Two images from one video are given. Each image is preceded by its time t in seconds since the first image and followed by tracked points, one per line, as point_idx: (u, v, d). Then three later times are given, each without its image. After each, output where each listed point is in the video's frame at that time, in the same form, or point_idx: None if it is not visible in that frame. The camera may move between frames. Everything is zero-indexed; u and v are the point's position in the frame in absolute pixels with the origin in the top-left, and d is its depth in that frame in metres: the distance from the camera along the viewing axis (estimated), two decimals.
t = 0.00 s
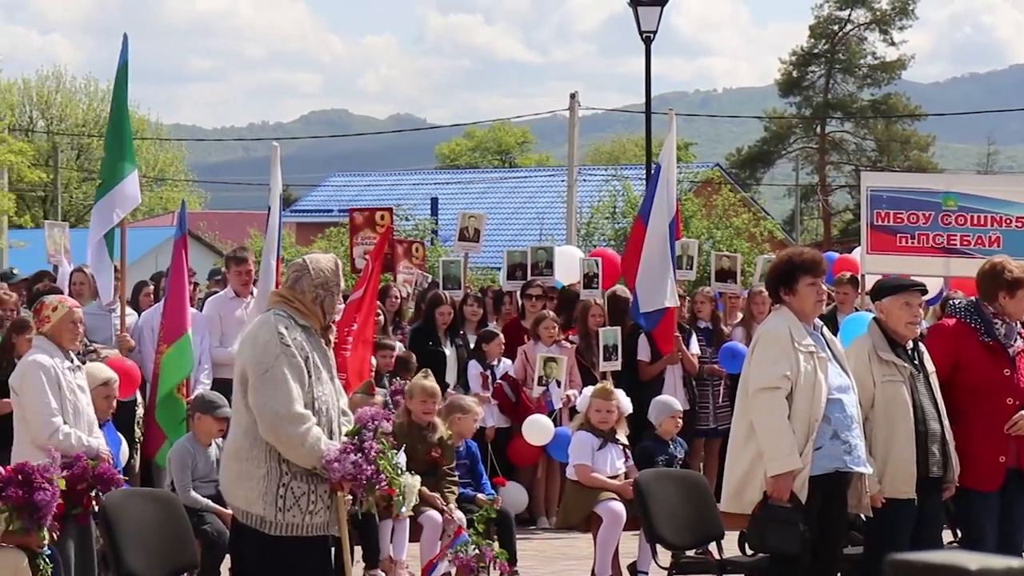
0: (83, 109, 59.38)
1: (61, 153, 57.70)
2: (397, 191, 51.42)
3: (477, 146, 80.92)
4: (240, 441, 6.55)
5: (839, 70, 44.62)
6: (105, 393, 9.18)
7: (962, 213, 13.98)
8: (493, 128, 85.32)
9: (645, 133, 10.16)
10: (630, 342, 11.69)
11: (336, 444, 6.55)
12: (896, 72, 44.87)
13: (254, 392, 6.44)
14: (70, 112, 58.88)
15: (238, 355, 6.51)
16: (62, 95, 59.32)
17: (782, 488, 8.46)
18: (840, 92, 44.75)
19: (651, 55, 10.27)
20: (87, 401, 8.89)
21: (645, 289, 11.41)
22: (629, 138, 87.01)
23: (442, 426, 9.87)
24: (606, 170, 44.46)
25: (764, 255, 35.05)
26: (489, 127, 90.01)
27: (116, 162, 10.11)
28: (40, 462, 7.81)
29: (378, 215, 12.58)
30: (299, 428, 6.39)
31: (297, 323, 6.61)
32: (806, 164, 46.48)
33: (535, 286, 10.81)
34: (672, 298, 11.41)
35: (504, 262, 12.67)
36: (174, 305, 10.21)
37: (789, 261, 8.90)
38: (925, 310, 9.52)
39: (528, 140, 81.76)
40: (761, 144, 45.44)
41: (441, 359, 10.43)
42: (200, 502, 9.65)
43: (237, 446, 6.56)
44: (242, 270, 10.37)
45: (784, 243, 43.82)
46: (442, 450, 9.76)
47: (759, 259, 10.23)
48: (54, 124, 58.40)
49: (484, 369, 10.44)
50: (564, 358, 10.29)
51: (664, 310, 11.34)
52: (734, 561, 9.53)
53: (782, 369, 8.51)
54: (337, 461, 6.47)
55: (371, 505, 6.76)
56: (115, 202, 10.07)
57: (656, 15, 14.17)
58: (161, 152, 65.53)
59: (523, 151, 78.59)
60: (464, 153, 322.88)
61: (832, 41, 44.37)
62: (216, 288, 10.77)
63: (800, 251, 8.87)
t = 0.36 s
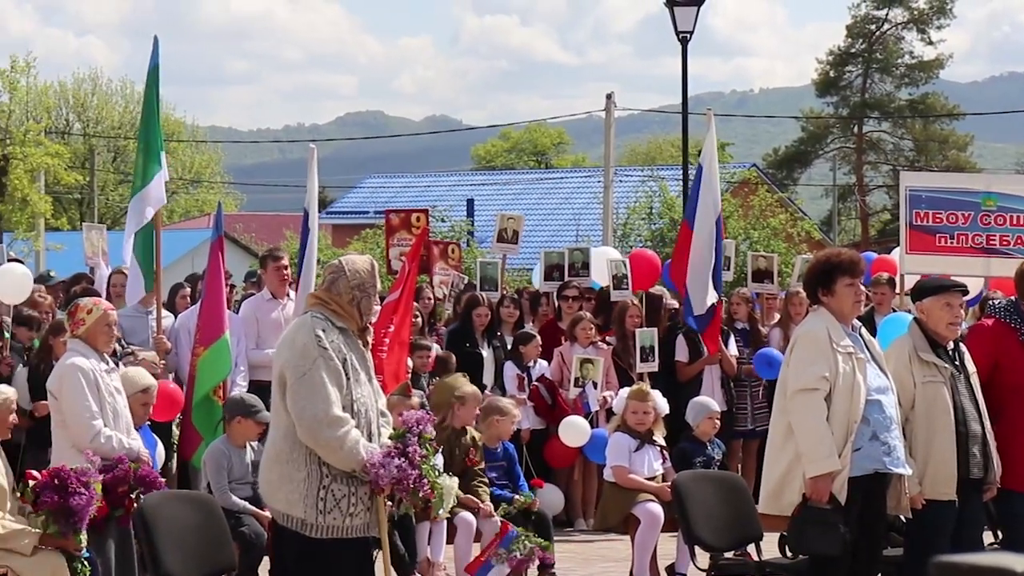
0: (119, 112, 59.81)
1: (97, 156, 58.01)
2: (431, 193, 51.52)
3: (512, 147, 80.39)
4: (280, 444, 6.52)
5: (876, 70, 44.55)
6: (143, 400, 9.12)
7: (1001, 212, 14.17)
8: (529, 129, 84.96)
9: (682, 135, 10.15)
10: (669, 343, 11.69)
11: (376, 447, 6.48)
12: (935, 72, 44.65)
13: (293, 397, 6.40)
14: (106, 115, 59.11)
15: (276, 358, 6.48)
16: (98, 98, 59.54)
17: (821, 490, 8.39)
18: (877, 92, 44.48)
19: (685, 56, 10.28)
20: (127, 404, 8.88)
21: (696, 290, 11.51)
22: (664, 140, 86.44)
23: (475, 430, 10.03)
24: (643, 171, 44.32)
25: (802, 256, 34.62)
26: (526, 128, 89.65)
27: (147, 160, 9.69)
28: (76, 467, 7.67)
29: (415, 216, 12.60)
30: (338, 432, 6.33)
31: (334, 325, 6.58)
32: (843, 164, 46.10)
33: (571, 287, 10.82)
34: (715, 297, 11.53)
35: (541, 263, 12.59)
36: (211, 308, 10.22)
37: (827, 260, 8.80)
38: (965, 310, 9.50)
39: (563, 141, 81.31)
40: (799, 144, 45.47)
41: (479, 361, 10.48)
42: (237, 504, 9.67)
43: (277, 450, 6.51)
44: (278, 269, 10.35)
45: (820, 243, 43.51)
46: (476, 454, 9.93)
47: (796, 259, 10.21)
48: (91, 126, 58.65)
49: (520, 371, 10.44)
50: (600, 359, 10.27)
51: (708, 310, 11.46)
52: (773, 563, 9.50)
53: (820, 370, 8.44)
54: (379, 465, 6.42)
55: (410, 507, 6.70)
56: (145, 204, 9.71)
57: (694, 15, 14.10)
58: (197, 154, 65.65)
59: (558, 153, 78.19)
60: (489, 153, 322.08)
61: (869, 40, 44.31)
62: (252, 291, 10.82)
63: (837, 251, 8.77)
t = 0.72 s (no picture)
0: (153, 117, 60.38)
1: (130, 162, 58.37)
2: (464, 199, 51.58)
3: (544, 154, 79.94)
4: (312, 451, 6.50)
5: (910, 77, 44.15)
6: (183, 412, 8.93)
7: None
8: (562, 136, 84.77)
9: (715, 142, 10.18)
10: (702, 352, 11.71)
11: (407, 455, 6.44)
12: (970, 79, 43.98)
13: (324, 403, 6.36)
14: (139, 120, 59.48)
15: (309, 364, 6.45)
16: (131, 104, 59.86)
17: (856, 498, 8.22)
18: (912, 99, 44.21)
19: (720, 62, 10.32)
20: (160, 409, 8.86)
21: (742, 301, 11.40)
22: (699, 147, 85.98)
23: (506, 438, 10.05)
24: (675, 178, 44.22)
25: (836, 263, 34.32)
26: (559, 135, 89.46)
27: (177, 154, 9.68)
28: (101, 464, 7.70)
29: (445, 223, 12.80)
30: (369, 438, 6.30)
31: (367, 331, 6.55)
32: (878, 171, 45.82)
33: (604, 294, 10.82)
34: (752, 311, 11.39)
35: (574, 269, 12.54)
36: (245, 313, 10.22)
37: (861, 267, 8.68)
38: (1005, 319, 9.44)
39: (595, 148, 80.80)
40: (832, 152, 44.62)
41: (511, 367, 10.49)
42: (270, 510, 9.69)
43: (308, 456, 6.51)
44: (311, 275, 10.30)
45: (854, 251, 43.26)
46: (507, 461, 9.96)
47: (830, 266, 10.19)
48: (124, 131, 59.20)
49: (552, 378, 10.42)
50: (633, 366, 10.36)
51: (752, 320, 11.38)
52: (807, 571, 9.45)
53: (854, 378, 8.29)
54: (408, 473, 6.37)
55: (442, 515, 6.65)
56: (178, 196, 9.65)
57: (729, 21, 14.50)
58: (230, 159, 65.82)
59: (590, 159, 77.72)
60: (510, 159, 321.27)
61: (905, 48, 43.94)
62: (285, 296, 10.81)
63: (873, 258, 8.64)
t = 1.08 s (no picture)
0: (180, 124, 60.19)
1: (158, 168, 58.40)
2: (493, 207, 51.45)
3: (573, 159, 79.50)
4: (340, 458, 6.46)
5: (941, 83, 43.79)
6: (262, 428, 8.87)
7: None
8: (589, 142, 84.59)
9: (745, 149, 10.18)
10: (731, 358, 11.74)
11: (435, 462, 6.38)
12: (1001, 85, 44.04)
13: (352, 409, 6.32)
14: (168, 127, 59.58)
15: (336, 371, 6.41)
16: (159, 111, 59.87)
17: (886, 505, 8.02)
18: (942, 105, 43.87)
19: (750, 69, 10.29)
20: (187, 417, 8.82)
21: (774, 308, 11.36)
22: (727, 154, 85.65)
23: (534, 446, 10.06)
24: (704, 184, 44.05)
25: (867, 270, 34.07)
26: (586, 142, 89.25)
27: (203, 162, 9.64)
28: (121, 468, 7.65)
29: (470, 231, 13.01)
30: (397, 445, 6.25)
31: (395, 338, 6.51)
32: (908, 178, 45.67)
33: (632, 301, 10.80)
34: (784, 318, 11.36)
35: (603, 277, 12.54)
36: (274, 320, 10.19)
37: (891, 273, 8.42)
38: None
39: (625, 154, 80.17)
40: (863, 158, 44.64)
41: (540, 374, 10.48)
42: (300, 518, 9.78)
43: (337, 463, 6.47)
44: (338, 282, 10.27)
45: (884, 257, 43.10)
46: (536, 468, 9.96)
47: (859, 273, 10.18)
48: (152, 138, 59.10)
49: (582, 384, 10.40)
50: (661, 373, 10.29)
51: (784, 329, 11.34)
52: None
53: (885, 386, 8.09)
54: (435, 481, 6.31)
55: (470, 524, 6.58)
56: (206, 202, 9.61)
57: (756, 30, 14.50)
58: (258, 166, 65.77)
59: (619, 166, 77.25)
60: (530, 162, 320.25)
61: (935, 54, 43.54)
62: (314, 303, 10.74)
63: (904, 265, 8.39)
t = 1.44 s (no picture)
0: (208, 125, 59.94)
1: (186, 169, 58.49)
2: (520, 207, 51.37)
3: (600, 161, 79.19)
4: (365, 458, 6.46)
5: (970, 83, 44.04)
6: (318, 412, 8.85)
7: None
8: (617, 143, 84.40)
9: (773, 149, 10.17)
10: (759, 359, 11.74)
11: (460, 462, 6.34)
12: None
13: (377, 411, 6.31)
14: (196, 128, 59.54)
15: (361, 372, 6.41)
16: (188, 111, 59.92)
17: (916, 506, 7.79)
18: (972, 105, 44.05)
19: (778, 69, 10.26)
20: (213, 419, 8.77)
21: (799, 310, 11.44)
22: (755, 154, 85.37)
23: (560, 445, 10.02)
24: (732, 185, 43.94)
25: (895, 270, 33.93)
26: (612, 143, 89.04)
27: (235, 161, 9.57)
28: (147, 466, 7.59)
29: (494, 231, 13.14)
30: (422, 446, 6.24)
31: (420, 339, 6.48)
32: (937, 178, 45.56)
33: (661, 301, 10.79)
34: (810, 322, 11.40)
35: (630, 277, 12.67)
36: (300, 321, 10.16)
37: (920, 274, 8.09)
38: None
39: (652, 155, 79.72)
40: (891, 159, 44.72)
41: (567, 375, 10.47)
42: (328, 518, 9.81)
43: (362, 464, 6.45)
44: (365, 284, 10.27)
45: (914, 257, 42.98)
46: (563, 468, 9.92)
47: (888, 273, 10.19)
48: (179, 139, 58.95)
49: (611, 384, 10.39)
50: (689, 374, 10.25)
51: (810, 333, 11.37)
52: None
53: (916, 386, 7.83)
54: (458, 482, 6.26)
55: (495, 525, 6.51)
56: (237, 202, 9.56)
57: (784, 30, 14.51)
58: (285, 167, 65.76)
59: (647, 167, 76.89)
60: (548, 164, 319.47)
61: (964, 54, 44.03)
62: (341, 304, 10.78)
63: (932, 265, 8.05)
